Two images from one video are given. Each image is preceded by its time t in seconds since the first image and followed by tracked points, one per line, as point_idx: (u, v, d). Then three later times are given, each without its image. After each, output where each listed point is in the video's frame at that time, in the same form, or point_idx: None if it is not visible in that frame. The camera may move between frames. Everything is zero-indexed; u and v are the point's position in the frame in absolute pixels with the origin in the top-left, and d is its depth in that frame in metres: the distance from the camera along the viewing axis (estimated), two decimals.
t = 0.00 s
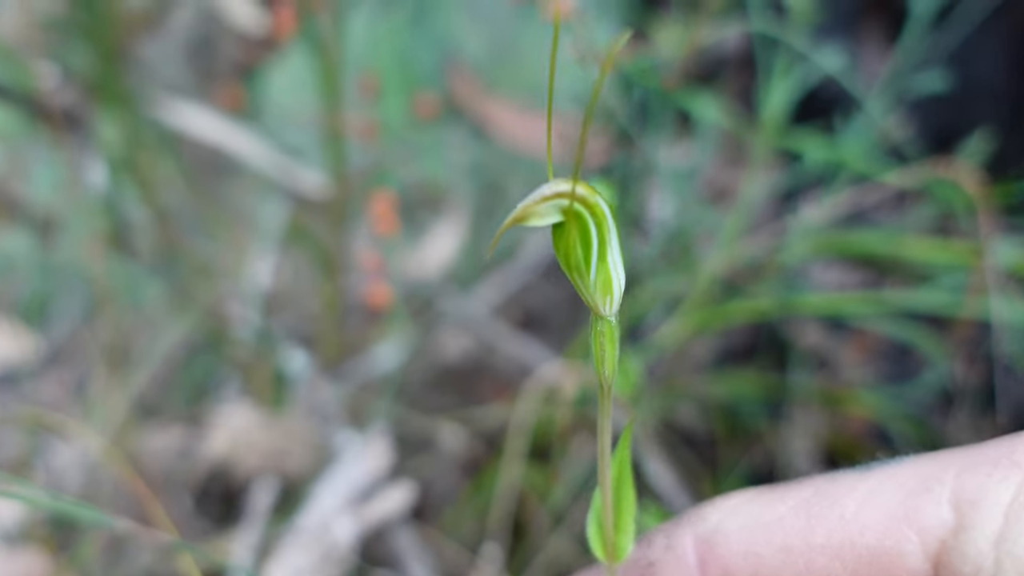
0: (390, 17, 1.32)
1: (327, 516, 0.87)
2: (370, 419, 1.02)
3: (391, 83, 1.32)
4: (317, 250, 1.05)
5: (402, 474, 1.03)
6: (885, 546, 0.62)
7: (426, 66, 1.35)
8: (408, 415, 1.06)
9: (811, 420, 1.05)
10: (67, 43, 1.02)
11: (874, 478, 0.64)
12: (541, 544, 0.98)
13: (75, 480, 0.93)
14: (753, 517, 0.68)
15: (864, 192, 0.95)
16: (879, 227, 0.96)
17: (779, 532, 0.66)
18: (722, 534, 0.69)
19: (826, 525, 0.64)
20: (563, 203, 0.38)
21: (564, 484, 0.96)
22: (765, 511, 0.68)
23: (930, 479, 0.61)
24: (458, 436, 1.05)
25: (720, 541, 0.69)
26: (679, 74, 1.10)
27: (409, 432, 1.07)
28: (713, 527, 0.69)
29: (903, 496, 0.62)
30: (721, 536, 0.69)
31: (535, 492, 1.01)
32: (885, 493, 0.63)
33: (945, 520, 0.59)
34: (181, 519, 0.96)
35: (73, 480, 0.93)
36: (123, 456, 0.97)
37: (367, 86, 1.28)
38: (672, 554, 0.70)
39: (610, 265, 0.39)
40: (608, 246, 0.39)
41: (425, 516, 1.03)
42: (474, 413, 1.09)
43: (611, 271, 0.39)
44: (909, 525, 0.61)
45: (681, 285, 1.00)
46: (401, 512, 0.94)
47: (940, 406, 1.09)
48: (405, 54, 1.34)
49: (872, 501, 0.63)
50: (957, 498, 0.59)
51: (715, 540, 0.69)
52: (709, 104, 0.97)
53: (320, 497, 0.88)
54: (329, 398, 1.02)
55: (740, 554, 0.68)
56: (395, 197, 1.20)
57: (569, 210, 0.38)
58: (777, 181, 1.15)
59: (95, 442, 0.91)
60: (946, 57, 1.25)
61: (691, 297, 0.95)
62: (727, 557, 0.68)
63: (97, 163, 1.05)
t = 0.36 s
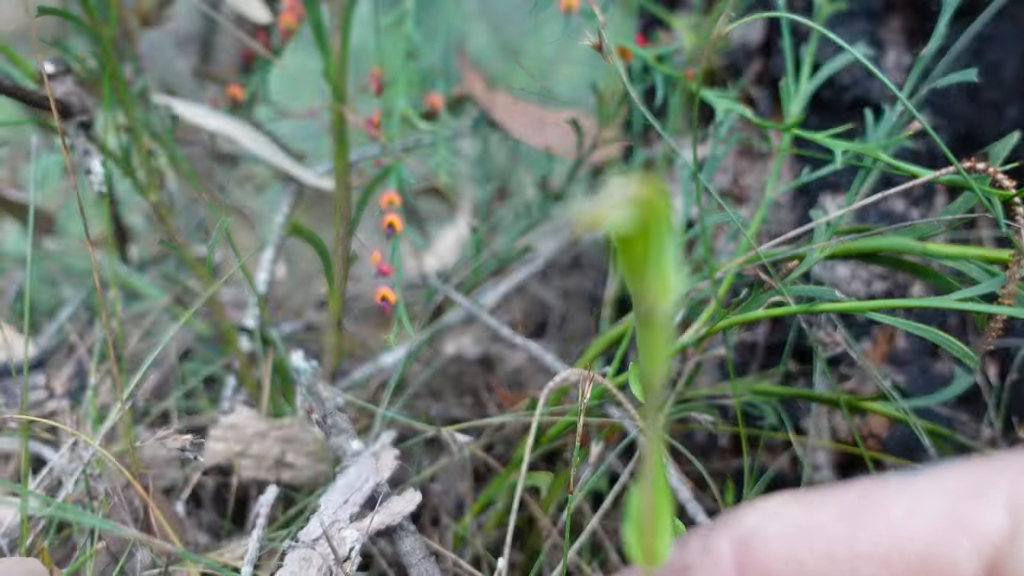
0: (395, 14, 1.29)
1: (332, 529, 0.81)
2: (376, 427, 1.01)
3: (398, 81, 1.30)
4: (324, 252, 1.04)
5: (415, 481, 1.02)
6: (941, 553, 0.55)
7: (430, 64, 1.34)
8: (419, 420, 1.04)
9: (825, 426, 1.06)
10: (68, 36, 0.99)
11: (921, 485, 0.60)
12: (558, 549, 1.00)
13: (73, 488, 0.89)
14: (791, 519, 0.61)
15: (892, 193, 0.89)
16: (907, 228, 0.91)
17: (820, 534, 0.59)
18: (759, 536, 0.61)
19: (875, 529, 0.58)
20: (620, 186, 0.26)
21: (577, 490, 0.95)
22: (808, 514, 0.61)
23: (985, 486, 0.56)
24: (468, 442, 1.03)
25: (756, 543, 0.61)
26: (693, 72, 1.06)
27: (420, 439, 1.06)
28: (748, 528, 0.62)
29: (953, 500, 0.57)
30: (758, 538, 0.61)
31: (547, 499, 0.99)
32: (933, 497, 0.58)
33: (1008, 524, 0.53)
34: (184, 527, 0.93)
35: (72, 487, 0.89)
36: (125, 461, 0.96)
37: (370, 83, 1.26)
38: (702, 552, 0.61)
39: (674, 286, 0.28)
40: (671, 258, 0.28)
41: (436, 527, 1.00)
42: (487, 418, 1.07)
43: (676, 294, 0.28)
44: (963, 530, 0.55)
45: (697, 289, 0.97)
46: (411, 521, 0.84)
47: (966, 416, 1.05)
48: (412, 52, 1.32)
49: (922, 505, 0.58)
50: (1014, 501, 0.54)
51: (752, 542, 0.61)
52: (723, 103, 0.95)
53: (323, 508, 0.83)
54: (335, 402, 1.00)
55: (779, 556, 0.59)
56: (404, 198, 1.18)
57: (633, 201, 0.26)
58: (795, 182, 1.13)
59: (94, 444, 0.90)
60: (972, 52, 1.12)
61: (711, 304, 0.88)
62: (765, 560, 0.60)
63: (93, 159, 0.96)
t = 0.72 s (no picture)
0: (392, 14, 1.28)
1: (329, 533, 0.81)
2: (373, 430, 1.01)
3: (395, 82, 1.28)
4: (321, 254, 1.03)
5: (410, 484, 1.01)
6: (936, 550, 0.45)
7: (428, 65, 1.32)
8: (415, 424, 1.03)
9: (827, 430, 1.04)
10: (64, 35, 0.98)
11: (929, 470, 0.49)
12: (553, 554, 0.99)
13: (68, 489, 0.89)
14: (777, 509, 0.50)
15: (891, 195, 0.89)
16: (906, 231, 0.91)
17: (807, 523, 0.49)
18: (740, 531, 0.50)
19: (874, 520, 0.47)
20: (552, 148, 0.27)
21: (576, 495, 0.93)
22: (795, 503, 0.50)
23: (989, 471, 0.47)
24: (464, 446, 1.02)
25: (739, 538, 0.50)
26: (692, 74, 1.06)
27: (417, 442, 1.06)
28: (729, 521, 0.51)
29: (941, 489, 0.47)
30: (738, 531, 0.50)
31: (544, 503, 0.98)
32: (919, 484, 0.48)
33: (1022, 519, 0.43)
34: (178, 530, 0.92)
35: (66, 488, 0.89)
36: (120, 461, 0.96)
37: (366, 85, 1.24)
38: (680, 546, 0.50)
39: (618, 254, 0.28)
40: (617, 225, 0.28)
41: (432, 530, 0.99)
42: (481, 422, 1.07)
43: (616, 258, 0.28)
44: (947, 519, 0.46)
45: (695, 291, 0.96)
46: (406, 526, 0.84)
47: (964, 421, 1.04)
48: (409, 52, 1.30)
49: (926, 493, 0.47)
50: (1003, 487, 0.45)
51: (733, 538, 0.50)
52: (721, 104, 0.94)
53: (319, 512, 0.82)
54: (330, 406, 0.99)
55: (763, 554, 0.49)
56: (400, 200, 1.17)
57: (563, 168, 0.27)
58: (793, 185, 1.12)
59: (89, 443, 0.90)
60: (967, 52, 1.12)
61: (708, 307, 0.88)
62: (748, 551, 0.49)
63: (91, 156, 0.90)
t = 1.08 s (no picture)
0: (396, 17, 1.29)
1: (328, 529, 0.83)
2: (371, 429, 1.02)
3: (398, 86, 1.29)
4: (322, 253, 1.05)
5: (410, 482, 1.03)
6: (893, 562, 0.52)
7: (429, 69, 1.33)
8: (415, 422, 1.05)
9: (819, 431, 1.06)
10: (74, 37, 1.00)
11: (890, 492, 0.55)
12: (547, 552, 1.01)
13: (73, 484, 0.91)
14: (756, 520, 0.57)
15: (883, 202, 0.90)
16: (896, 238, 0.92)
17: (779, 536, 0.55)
18: (722, 541, 0.56)
19: (839, 536, 0.54)
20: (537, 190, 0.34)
21: (571, 493, 0.95)
22: (769, 516, 0.57)
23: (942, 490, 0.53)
24: (464, 443, 1.04)
25: (720, 548, 0.56)
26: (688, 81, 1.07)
27: (415, 442, 1.07)
28: (713, 531, 0.57)
29: (900, 499, 0.54)
30: (722, 544, 0.56)
31: (540, 502, 1.00)
32: (881, 496, 0.55)
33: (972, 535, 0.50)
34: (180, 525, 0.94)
35: (72, 484, 0.90)
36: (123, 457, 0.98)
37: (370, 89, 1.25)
38: (667, 554, 0.56)
39: (593, 281, 0.34)
40: (593, 257, 0.34)
41: (428, 529, 1.01)
42: (480, 421, 1.08)
43: (591, 286, 0.33)
44: (905, 528, 0.52)
45: (689, 296, 0.98)
46: (405, 522, 0.85)
47: (954, 425, 1.06)
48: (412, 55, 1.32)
49: (889, 513, 0.54)
50: (951, 501, 0.52)
51: (716, 547, 0.56)
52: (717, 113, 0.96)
53: (318, 508, 0.84)
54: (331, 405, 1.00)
55: (742, 563, 0.54)
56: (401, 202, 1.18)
57: (548, 207, 0.34)
58: (789, 192, 1.14)
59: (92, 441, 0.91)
60: (963, 60, 1.11)
61: (703, 311, 0.90)
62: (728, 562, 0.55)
63: (98, 159, 0.94)
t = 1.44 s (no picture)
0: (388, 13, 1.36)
1: (333, 489, 0.92)
2: (371, 401, 1.11)
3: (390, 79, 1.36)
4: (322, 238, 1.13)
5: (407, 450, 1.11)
6: (788, 487, 0.68)
7: (420, 61, 1.40)
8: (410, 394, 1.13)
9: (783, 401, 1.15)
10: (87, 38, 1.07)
11: (793, 433, 0.69)
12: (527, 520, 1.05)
13: (99, 452, 0.99)
14: (687, 459, 0.73)
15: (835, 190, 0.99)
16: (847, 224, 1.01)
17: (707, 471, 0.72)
18: (660, 476, 0.74)
19: (745, 468, 0.71)
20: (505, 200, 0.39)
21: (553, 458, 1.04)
22: (697, 456, 0.73)
23: (838, 433, 0.65)
24: (455, 413, 1.13)
25: (658, 482, 0.74)
26: (662, 76, 1.15)
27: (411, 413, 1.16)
28: (654, 469, 0.74)
29: (797, 440, 0.68)
30: (660, 478, 0.74)
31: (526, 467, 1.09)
32: (782, 437, 0.69)
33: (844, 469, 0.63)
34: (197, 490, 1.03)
35: (98, 451, 0.99)
36: (144, 427, 1.07)
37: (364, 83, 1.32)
38: (617, 487, 0.76)
39: (553, 276, 0.41)
40: (554, 256, 0.41)
41: (424, 492, 1.10)
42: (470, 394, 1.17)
43: (551, 280, 0.41)
44: (795, 465, 0.68)
45: (661, 277, 1.06)
46: (402, 483, 0.94)
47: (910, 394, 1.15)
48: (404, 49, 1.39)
49: (783, 451, 0.69)
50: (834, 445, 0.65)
51: (654, 481, 0.74)
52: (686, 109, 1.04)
53: (323, 470, 0.93)
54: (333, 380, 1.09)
55: (675, 492, 0.73)
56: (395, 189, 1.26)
57: (515, 216, 0.39)
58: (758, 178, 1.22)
59: (116, 412, 1.01)
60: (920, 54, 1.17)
61: (672, 291, 0.98)
62: (663, 492, 0.74)
63: (115, 156, 1.03)
